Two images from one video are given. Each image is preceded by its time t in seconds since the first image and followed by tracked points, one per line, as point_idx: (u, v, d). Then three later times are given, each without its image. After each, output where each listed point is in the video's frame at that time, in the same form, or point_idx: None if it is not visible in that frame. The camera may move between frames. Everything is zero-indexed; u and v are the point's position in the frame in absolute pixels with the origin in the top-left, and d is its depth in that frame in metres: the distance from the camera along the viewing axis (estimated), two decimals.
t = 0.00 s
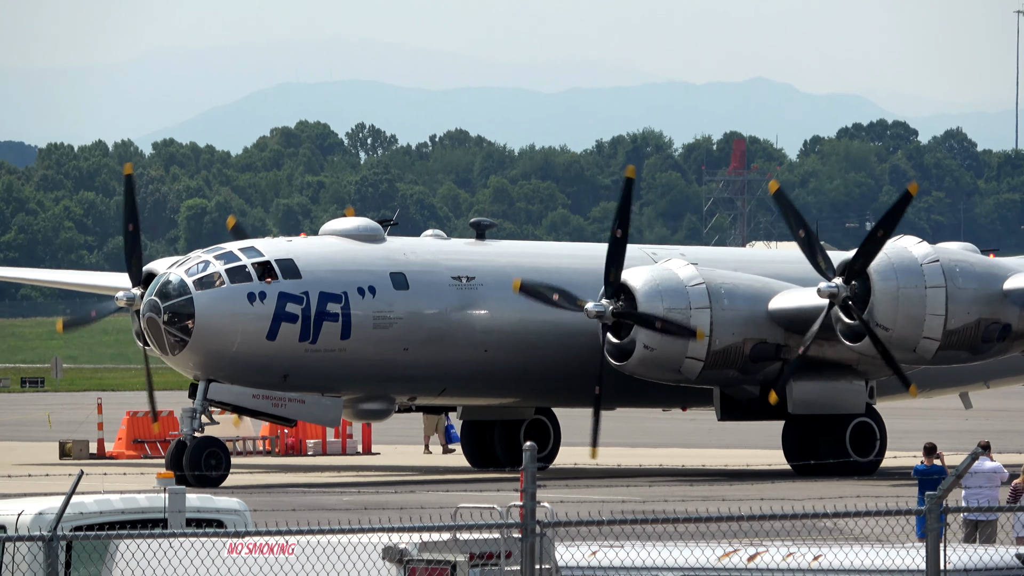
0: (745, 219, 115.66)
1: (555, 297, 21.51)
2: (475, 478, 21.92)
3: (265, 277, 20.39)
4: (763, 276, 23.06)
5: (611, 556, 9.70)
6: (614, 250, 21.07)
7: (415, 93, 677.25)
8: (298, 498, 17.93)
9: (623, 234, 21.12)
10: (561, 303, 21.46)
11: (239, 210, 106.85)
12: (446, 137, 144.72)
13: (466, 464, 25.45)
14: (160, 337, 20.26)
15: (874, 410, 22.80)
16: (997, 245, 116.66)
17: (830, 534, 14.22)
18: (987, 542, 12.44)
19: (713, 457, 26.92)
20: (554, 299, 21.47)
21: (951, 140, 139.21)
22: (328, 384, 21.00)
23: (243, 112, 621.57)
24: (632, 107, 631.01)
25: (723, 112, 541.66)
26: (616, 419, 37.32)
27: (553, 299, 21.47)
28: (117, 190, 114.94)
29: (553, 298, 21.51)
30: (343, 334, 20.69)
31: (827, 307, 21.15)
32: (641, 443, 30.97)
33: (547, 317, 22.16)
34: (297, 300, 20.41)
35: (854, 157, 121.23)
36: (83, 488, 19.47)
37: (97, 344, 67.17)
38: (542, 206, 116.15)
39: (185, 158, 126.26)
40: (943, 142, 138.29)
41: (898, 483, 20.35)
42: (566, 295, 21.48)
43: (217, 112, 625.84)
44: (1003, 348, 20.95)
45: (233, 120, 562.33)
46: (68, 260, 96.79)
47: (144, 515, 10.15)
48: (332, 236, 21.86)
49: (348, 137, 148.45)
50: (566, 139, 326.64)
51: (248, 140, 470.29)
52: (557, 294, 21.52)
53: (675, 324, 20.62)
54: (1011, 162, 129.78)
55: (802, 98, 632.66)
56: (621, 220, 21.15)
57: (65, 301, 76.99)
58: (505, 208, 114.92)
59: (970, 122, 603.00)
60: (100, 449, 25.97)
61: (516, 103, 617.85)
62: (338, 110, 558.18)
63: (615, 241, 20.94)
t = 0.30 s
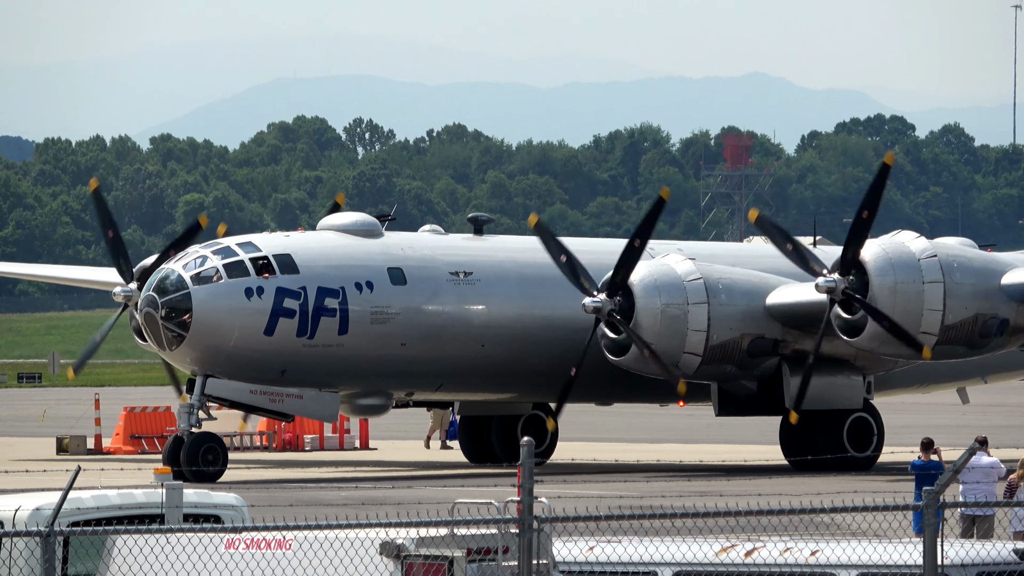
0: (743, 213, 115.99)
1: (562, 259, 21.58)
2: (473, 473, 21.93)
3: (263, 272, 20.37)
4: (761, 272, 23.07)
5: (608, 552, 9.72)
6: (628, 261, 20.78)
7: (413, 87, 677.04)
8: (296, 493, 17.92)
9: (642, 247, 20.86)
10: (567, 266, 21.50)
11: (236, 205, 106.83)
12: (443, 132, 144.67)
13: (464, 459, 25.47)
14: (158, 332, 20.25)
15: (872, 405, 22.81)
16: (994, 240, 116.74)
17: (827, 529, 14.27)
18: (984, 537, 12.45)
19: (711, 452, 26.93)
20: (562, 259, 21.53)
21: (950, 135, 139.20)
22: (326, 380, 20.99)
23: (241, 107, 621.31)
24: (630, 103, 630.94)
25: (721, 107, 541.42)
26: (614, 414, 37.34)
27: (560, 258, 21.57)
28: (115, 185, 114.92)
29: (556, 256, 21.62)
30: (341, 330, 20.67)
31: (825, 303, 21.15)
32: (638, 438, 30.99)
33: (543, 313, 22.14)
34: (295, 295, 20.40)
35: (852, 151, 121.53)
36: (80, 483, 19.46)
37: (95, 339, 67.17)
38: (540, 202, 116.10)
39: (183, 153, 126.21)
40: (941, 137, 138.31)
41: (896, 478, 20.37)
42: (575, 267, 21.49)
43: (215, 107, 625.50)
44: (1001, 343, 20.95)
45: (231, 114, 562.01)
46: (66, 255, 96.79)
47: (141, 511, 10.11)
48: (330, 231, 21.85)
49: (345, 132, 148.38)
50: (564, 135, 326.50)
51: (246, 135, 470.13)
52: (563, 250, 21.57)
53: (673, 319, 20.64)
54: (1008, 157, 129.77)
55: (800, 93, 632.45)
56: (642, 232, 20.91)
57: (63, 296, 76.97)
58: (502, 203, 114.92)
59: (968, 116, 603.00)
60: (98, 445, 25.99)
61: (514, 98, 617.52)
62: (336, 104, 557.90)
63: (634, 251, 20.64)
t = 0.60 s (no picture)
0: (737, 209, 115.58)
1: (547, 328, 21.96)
2: (469, 469, 21.95)
3: (257, 268, 20.36)
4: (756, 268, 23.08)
5: (603, 548, 9.73)
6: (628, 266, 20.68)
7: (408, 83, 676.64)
8: (291, 489, 17.92)
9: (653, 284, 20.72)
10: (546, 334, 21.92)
11: (230, 200, 106.61)
12: (437, 127, 144.60)
13: (458, 456, 25.47)
14: (152, 328, 20.21)
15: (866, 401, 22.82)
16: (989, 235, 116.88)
17: (820, 526, 14.31)
18: (980, 533, 12.48)
19: (706, 448, 26.96)
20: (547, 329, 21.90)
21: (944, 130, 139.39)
22: (320, 376, 20.98)
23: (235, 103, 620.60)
24: (625, 99, 630.72)
25: (716, 103, 541.32)
26: (608, 411, 37.33)
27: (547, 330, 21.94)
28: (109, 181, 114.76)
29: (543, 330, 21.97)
30: (336, 325, 20.67)
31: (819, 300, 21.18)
32: (633, 434, 31.00)
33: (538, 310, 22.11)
34: (289, 291, 20.40)
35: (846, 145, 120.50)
36: (75, 480, 19.46)
37: (90, 336, 67.08)
38: (534, 197, 116.04)
39: (177, 149, 126.03)
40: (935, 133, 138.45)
41: (891, 474, 20.39)
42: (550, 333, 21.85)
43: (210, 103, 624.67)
44: (995, 340, 20.97)
45: (225, 109, 561.28)
46: (60, 251, 96.57)
47: (137, 507, 10.12)
48: (325, 227, 21.84)
49: (340, 128, 148.26)
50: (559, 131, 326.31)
51: (240, 132, 469.57)
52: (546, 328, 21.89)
53: (668, 315, 20.65)
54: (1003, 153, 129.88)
55: (795, 89, 632.63)
56: (658, 270, 20.69)
57: (57, 292, 76.85)
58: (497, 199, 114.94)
59: (963, 112, 603.59)
60: (93, 441, 25.96)
61: (509, 94, 617.15)
62: (331, 100, 557.27)
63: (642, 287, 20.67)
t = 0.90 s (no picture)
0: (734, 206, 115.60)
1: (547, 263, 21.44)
2: (466, 465, 21.94)
3: (254, 264, 20.35)
4: (753, 264, 23.06)
5: (600, 544, 9.71)
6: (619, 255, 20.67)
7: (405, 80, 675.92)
8: (289, 485, 17.92)
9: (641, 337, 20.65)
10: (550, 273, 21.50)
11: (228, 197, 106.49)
12: (435, 124, 144.47)
13: (455, 452, 25.44)
14: (150, 325, 20.19)
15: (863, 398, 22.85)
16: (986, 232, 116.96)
17: (817, 522, 14.32)
18: (976, 530, 12.47)
19: (704, 445, 26.96)
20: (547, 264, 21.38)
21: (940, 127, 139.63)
22: (317, 372, 20.99)
23: (232, 99, 619.84)
24: (622, 95, 630.59)
25: (713, 100, 541.32)
26: (605, 407, 37.30)
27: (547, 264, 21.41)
28: (106, 177, 114.66)
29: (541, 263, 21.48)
30: (333, 322, 20.67)
31: (816, 296, 21.18)
32: (631, 430, 30.96)
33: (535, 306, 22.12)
34: (287, 287, 20.38)
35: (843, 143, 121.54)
36: (71, 476, 19.45)
37: (87, 332, 66.98)
38: (531, 194, 116.01)
39: (174, 145, 125.90)
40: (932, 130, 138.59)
41: (888, 471, 20.39)
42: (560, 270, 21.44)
43: (207, 100, 623.96)
44: (992, 336, 20.97)
45: (222, 106, 560.80)
46: (57, 247, 96.48)
47: (133, 503, 10.13)
48: (322, 223, 21.81)
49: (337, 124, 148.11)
50: (556, 128, 326.01)
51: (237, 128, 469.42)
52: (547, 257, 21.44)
53: (665, 312, 20.63)
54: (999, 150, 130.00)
55: (792, 86, 632.32)
56: (651, 336, 20.55)
57: (54, 288, 76.74)
58: (494, 196, 115.03)
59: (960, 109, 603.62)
60: (89, 437, 25.93)
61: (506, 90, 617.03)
62: (328, 96, 556.91)
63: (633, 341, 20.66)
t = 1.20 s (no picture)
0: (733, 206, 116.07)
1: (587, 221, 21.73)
2: (465, 464, 21.94)
3: (252, 263, 20.34)
4: (750, 263, 23.08)
5: (598, 543, 9.73)
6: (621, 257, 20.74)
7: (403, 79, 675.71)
8: (285, 484, 17.92)
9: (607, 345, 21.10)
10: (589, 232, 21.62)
11: (226, 197, 106.53)
12: (433, 123, 144.42)
13: (453, 450, 25.47)
14: (148, 324, 20.19)
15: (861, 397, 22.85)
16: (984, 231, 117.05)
17: (815, 521, 14.35)
18: (974, 528, 12.49)
19: (702, 444, 26.97)
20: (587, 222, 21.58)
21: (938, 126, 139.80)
22: (316, 371, 21.00)
23: (231, 98, 619.66)
24: (620, 94, 630.64)
25: (712, 99, 541.34)
26: (603, 406, 37.32)
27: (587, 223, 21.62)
28: (104, 177, 114.68)
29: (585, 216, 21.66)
30: (331, 321, 20.65)
31: (814, 294, 21.19)
32: (629, 430, 30.99)
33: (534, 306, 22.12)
34: (285, 286, 20.38)
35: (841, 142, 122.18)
36: (70, 475, 19.46)
37: (85, 331, 66.96)
38: (530, 192, 116.10)
39: (172, 145, 125.89)
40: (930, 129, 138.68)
41: (887, 469, 20.40)
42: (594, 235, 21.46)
43: (205, 99, 623.69)
44: (990, 335, 20.97)
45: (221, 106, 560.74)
46: (56, 247, 96.50)
47: (132, 503, 10.15)
48: (320, 223, 21.81)
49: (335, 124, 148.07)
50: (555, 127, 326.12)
51: (236, 129, 469.51)
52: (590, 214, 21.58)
53: (663, 311, 20.63)
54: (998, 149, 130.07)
55: (791, 85, 632.32)
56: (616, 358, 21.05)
57: (52, 288, 76.74)
58: (492, 195, 115.08)
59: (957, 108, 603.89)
60: (88, 437, 25.95)
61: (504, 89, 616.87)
62: (326, 95, 556.80)
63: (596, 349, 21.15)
